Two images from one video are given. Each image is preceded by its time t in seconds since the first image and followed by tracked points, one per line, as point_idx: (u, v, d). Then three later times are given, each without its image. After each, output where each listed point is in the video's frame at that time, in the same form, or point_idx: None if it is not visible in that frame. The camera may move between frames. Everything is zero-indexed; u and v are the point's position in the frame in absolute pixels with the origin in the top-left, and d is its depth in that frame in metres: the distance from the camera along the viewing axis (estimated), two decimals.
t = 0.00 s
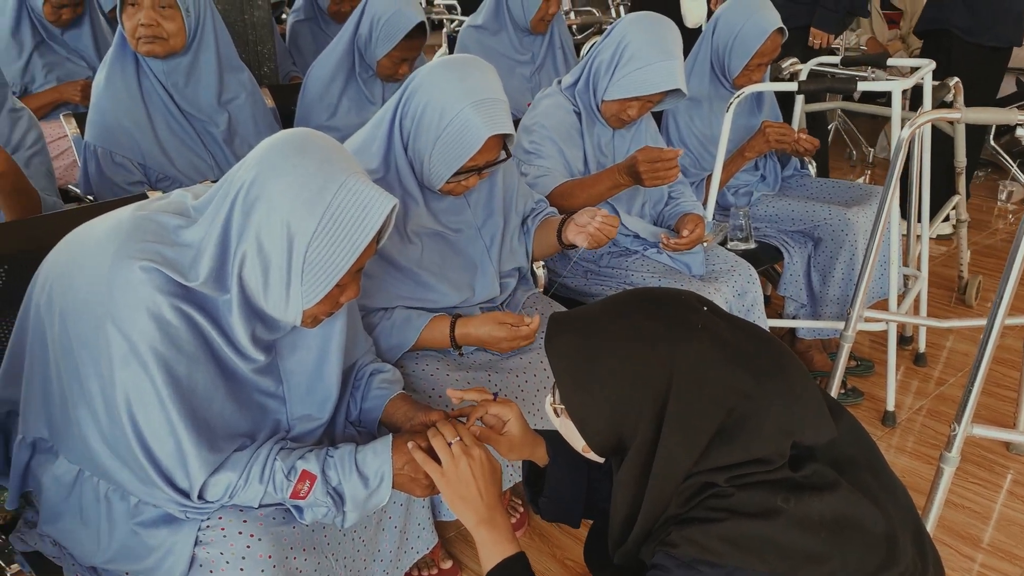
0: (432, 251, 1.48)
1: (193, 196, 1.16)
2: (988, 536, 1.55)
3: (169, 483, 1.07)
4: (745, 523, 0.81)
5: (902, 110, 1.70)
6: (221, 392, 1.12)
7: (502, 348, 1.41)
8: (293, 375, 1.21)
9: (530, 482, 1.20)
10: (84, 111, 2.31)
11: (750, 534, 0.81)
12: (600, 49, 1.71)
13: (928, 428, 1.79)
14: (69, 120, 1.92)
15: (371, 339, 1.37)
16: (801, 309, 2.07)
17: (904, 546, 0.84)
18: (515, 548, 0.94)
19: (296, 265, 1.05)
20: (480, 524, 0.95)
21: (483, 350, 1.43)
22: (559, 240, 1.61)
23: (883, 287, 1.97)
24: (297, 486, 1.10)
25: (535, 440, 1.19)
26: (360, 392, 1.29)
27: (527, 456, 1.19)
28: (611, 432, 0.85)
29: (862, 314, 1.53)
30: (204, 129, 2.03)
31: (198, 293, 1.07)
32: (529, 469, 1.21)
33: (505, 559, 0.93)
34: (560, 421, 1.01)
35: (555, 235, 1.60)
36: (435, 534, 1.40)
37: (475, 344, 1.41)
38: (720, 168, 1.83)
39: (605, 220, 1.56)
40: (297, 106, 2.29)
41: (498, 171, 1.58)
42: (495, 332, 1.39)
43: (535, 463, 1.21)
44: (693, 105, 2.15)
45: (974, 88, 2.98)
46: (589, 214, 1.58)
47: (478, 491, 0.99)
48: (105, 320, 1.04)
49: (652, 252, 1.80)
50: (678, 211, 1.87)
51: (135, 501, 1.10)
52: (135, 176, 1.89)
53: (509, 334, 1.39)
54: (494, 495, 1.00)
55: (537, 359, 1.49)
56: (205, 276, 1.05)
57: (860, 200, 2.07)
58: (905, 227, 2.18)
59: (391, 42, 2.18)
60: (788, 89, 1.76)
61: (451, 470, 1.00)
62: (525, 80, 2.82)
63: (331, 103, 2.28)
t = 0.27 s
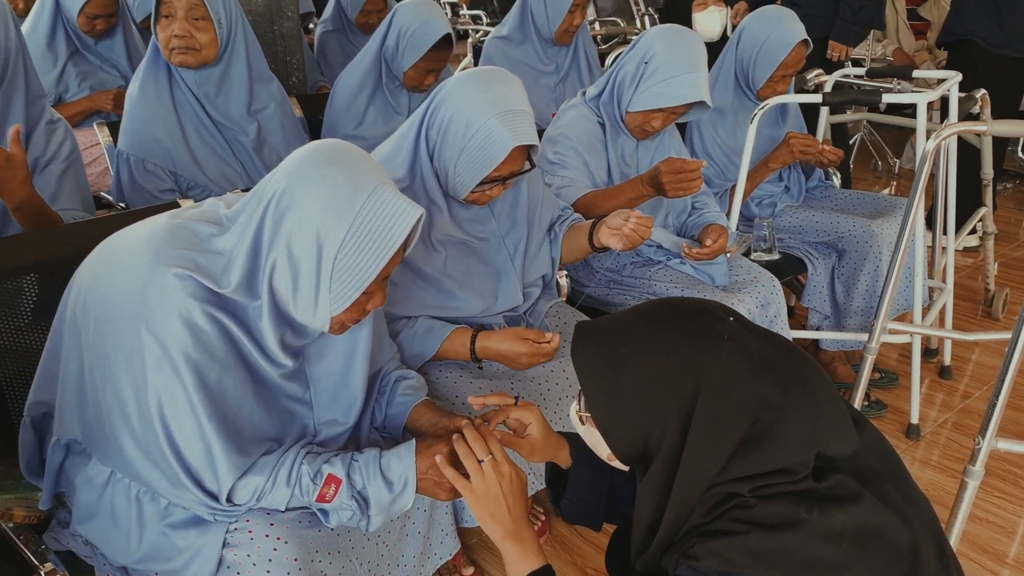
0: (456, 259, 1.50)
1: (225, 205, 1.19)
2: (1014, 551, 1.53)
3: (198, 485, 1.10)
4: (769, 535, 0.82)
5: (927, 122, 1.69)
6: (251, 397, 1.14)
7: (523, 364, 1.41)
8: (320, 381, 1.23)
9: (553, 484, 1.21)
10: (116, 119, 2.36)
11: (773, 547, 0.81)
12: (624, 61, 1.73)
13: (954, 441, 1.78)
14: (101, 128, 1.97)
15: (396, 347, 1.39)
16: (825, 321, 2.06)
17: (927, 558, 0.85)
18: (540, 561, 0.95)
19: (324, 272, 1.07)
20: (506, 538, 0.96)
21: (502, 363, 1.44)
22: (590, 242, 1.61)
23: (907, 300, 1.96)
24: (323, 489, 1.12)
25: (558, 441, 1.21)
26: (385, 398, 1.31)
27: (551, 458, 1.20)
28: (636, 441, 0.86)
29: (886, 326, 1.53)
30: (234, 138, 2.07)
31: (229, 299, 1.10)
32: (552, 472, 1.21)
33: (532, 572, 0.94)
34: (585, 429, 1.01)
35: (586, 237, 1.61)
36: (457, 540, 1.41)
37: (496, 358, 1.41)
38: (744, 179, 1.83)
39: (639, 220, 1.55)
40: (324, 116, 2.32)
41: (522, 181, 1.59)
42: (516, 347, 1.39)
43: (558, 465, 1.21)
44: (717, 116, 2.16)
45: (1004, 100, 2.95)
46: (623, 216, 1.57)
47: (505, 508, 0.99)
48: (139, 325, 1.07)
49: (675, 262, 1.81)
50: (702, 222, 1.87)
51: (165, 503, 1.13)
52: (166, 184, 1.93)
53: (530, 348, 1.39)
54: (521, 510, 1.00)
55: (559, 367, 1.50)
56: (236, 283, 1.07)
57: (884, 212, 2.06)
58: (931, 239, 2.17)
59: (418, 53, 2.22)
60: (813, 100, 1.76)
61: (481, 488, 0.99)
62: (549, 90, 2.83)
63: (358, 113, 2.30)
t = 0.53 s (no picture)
0: (480, 266, 1.51)
1: (255, 211, 1.21)
2: None
3: (225, 486, 1.11)
4: (796, 545, 0.81)
5: (953, 132, 1.68)
6: (278, 401, 1.16)
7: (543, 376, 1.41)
8: (345, 385, 1.25)
9: (574, 483, 1.19)
10: (145, 126, 2.40)
11: (800, 556, 0.81)
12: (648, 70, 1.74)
13: (979, 453, 1.76)
14: (132, 135, 2.01)
15: (420, 352, 1.40)
16: (848, 331, 2.05)
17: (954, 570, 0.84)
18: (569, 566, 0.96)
19: (354, 278, 1.09)
20: (535, 542, 0.97)
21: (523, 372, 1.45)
22: (619, 244, 1.62)
23: (932, 310, 1.94)
24: (347, 492, 1.13)
25: (580, 439, 1.22)
26: (409, 402, 1.32)
27: (573, 456, 1.21)
28: (664, 446, 0.86)
29: (910, 337, 1.52)
30: (261, 144, 2.10)
31: (259, 303, 1.12)
32: (573, 470, 1.20)
33: None
34: (614, 436, 1.03)
35: (615, 240, 1.62)
36: (479, 544, 1.42)
37: (516, 368, 1.42)
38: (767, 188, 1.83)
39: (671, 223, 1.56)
40: (349, 123, 2.35)
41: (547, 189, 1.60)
42: (536, 357, 1.39)
43: (580, 463, 1.21)
44: (741, 125, 2.16)
45: None
46: (653, 218, 1.59)
47: (534, 512, 0.99)
48: (171, 328, 1.09)
49: (699, 271, 1.81)
50: (726, 230, 1.87)
51: (193, 503, 1.15)
52: (195, 191, 1.95)
53: (550, 360, 1.39)
54: (550, 515, 1.01)
55: (581, 374, 1.51)
56: (265, 287, 1.09)
57: (909, 222, 2.05)
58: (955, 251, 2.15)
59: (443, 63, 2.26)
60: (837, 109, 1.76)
61: (511, 493, 1.01)
62: (573, 98, 2.84)
63: (383, 121, 2.33)
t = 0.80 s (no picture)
0: (508, 272, 1.53)
1: (289, 217, 1.23)
2: None
3: (256, 487, 1.13)
4: (832, 556, 0.81)
5: (985, 143, 1.67)
6: (309, 403, 1.18)
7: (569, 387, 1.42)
8: (374, 388, 1.26)
9: (602, 476, 1.21)
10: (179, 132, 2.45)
11: (836, 567, 0.81)
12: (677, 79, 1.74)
13: (1009, 468, 1.74)
14: (166, 140, 2.05)
15: (448, 357, 1.42)
16: (876, 342, 2.04)
17: None
18: (596, 567, 0.97)
19: (391, 284, 1.11)
20: (564, 544, 0.97)
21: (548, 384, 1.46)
22: (652, 250, 1.65)
23: (961, 322, 1.93)
24: (376, 494, 1.15)
25: (607, 432, 1.21)
26: (437, 407, 1.34)
27: (601, 449, 1.21)
28: (701, 452, 0.86)
29: (939, 348, 1.51)
30: (293, 151, 2.13)
31: (292, 307, 1.14)
32: (602, 463, 1.22)
33: None
34: (650, 440, 1.01)
35: (648, 246, 1.64)
36: (504, 550, 1.43)
37: (542, 378, 1.43)
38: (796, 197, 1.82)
39: (705, 228, 1.57)
40: (379, 131, 2.38)
41: (575, 197, 1.61)
42: (563, 366, 1.41)
43: (607, 456, 1.22)
44: (770, 135, 2.16)
45: None
46: (687, 223, 1.60)
47: (562, 514, 1.00)
48: (206, 330, 1.11)
49: (726, 280, 1.81)
50: (754, 240, 1.87)
51: (225, 503, 1.17)
52: (228, 197, 1.98)
53: (576, 370, 1.40)
54: (578, 517, 1.01)
55: (607, 381, 1.51)
56: (298, 291, 1.12)
57: (939, 233, 2.04)
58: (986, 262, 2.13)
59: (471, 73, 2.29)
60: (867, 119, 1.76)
61: (537, 494, 1.01)
62: (599, 107, 2.86)
63: (412, 129, 2.36)
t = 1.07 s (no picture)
0: (535, 278, 1.54)
1: (321, 221, 1.25)
2: None
3: (288, 487, 1.16)
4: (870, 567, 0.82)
5: (1015, 153, 1.66)
6: (339, 405, 1.20)
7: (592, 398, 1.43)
8: (403, 392, 1.28)
9: (628, 478, 1.21)
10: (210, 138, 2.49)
11: None
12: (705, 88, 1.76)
13: None
14: (196, 145, 2.10)
15: (475, 362, 1.43)
16: (903, 352, 2.03)
17: None
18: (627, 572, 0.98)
19: (426, 290, 1.13)
20: (593, 549, 0.99)
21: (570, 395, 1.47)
22: (681, 257, 1.65)
23: (990, 333, 1.91)
24: (405, 496, 1.17)
25: (633, 433, 1.22)
26: (465, 411, 1.35)
27: (627, 450, 1.22)
28: (739, 459, 0.87)
29: (966, 359, 1.51)
30: (322, 158, 2.15)
31: (325, 311, 1.16)
32: (628, 464, 1.22)
33: None
34: (687, 445, 1.01)
35: (677, 252, 1.65)
36: (528, 554, 1.45)
37: (566, 387, 1.44)
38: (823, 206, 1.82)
39: (735, 235, 1.57)
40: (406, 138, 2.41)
41: (602, 205, 1.62)
42: (586, 378, 1.42)
43: (633, 457, 1.23)
44: (798, 145, 2.17)
45: None
46: (717, 229, 1.60)
47: (592, 520, 1.01)
48: (241, 332, 1.14)
49: (753, 288, 1.81)
50: (781, 248, 1.87)
51: (257, 503, 1.19)
52: (258, 202, 2.01)
53: (600, 381, 1.42)
54: (608, 521, 1.02)
55: (633, 389, 1.52)
56: (330, 295, 1.13)
57: (968, 243, 2.03)
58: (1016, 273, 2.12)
59: (499, 80, 2.33)
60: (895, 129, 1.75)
61: (565, 499, 1.02)
62: (625, 114, 2.88)
63: (439, 136, 2.39)
